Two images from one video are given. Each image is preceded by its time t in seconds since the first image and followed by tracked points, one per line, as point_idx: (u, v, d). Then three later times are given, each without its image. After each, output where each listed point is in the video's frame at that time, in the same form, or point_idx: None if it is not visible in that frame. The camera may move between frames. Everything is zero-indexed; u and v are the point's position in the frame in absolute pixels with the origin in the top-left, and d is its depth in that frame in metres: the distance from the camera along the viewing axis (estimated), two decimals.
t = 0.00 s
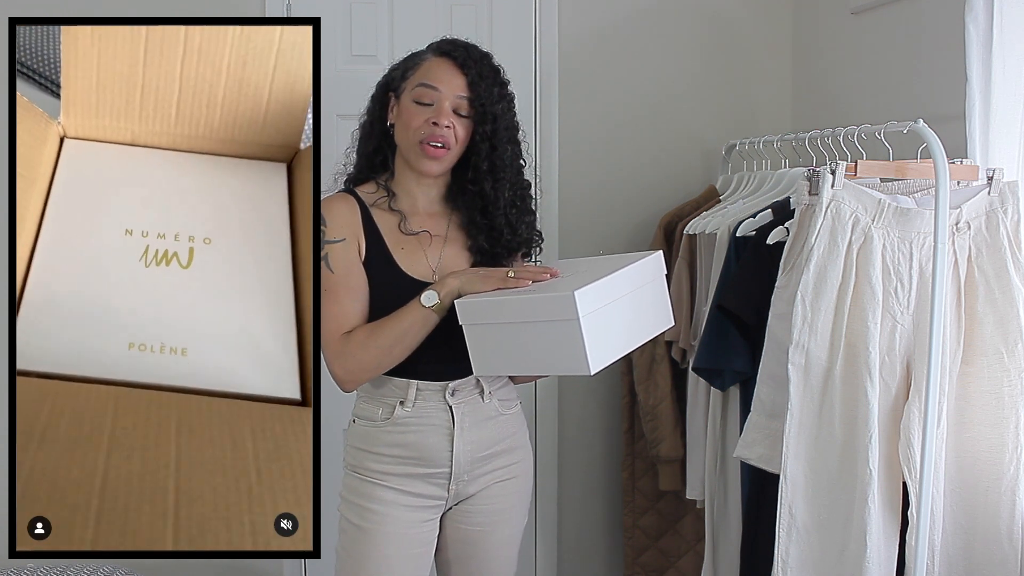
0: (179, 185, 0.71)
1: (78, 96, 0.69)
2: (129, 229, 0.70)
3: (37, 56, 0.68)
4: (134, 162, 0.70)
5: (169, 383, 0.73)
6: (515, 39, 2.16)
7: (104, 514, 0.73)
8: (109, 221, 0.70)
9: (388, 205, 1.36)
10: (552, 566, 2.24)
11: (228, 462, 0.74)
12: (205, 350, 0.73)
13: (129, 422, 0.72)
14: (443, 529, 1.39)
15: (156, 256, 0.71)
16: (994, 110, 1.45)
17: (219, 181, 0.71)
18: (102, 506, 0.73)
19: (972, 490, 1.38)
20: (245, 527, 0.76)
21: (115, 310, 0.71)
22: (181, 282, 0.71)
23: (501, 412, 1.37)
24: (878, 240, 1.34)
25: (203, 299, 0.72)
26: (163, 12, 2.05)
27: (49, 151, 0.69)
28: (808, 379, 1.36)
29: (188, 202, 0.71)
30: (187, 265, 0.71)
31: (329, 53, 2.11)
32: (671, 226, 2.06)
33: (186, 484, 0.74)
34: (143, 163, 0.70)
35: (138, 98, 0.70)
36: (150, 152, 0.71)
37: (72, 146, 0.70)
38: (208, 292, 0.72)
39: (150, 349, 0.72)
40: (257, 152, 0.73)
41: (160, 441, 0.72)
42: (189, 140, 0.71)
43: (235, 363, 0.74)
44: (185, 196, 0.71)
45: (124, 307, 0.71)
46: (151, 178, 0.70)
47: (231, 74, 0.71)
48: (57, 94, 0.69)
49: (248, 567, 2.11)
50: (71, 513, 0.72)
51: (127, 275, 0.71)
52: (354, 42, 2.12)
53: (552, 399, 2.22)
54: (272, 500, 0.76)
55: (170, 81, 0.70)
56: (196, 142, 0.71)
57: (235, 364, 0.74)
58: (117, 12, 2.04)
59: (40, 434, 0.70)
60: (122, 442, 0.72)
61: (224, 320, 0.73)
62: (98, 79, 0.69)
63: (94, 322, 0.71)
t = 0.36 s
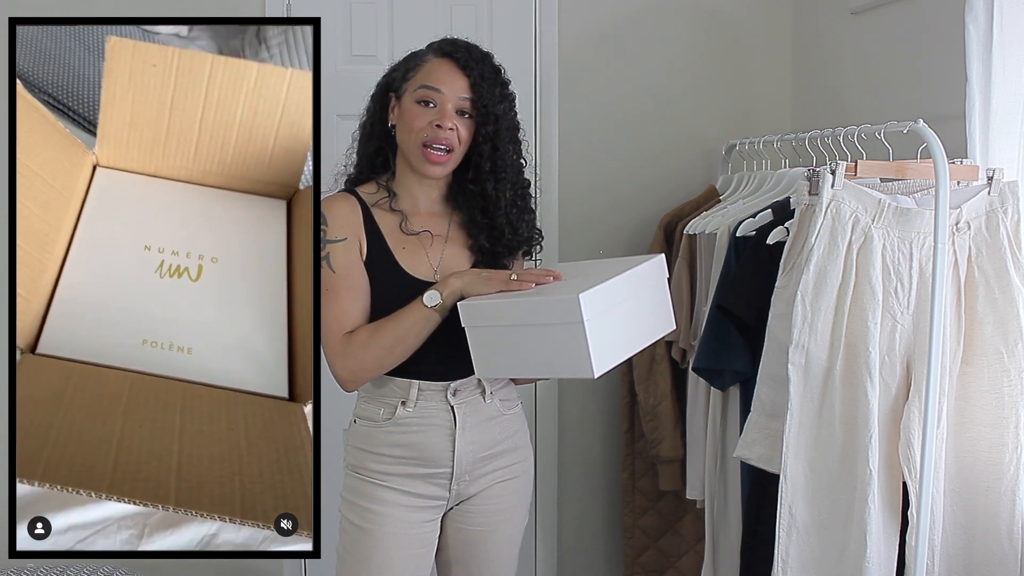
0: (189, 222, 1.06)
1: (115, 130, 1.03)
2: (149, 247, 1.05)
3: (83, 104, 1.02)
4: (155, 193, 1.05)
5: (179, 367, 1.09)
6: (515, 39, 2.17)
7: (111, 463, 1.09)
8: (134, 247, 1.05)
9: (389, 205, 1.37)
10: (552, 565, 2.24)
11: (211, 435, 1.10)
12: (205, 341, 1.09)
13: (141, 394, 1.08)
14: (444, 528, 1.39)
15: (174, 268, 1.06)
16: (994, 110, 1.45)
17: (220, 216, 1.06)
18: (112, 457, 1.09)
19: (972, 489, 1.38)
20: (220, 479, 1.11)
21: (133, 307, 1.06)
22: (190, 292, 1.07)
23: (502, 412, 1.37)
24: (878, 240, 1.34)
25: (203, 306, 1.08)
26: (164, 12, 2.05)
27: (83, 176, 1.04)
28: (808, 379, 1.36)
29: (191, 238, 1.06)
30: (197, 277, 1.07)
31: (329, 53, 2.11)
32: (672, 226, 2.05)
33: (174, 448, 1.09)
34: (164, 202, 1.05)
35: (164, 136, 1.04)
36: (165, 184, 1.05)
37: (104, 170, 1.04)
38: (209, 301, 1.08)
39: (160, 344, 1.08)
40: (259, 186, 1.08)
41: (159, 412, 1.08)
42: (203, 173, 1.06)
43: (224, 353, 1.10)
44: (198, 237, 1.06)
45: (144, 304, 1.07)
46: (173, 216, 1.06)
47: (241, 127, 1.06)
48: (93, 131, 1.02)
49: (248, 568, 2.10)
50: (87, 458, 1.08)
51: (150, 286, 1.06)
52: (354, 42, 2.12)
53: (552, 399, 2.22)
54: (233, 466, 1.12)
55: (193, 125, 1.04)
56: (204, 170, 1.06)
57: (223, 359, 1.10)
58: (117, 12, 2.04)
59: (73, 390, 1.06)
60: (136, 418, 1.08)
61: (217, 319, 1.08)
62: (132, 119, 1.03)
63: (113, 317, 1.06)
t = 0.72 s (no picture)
0: (197, 225, 1.05)
1: (133, 150, 1.02)
2: (160, 256, 1.04)
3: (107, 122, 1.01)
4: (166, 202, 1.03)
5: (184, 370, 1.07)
6: (515, 39, 2.17)
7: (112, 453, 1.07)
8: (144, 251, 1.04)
9: (390, 204, 1.36)
10: (551, 565, 2.24)
11: (212, 434, 1.08)
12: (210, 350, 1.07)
13: (148, 388, 1.06)
14: (443, 528, 1.39)
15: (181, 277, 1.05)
16: (994, 110, 1.45)
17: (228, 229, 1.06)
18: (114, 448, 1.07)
19: (972, 489, 1.38)
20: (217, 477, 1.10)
21: (140, 309, 1.05)
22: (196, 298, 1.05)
23: (501, 411, 1.37)
24: (878, 240, 1.34)
25: (209, 313, 1.06)
26: (164, 12, 2.05)
27: (104, 189, 1.02)
28: (808, 379, 1.36)
29: (201, 242, 1.05)
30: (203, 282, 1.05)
31: (329, 52, 2.12)
32: (671, 226, 2.05)
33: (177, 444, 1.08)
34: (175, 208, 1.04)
35: (181, 158, 1.03)
36: (179, 204, 1.04)
37: (122, 188, 1.02)
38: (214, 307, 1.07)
39: (167, 346, 1.06)
40: (270, 211, 1.07)
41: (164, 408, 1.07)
42: (217, 196, 1.05)
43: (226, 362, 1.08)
44: (208, 241, 1.05)
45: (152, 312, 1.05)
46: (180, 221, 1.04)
47: (254, 153, 1.06)
48: (113, 152, 1.01)
49: (248, 567, 2.10)
50: (88, 447, 1.06)
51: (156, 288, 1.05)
52: (355, 42, 2.12)
53: (552, 399, 2.22)
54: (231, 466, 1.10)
55: (208, 148, 1.04)
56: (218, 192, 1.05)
57: (228, 366, 1.08)
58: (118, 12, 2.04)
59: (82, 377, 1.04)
60: (144, 412, 1.06)
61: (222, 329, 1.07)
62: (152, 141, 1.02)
63: (120, 319, 1.04)
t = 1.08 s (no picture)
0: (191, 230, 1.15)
1: (133, 153, 1.13)
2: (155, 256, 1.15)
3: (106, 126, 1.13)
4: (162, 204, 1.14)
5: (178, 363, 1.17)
6: (515, 39, 2.17)
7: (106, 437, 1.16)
8: (141, 251, 1.15)
9: (388, 205, 1.36)
10: (551, 565, 2.24)
11: (201, 420, 1.19)
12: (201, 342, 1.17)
13: (139, 375, 1.16)
14: (444, 528, 1.39)
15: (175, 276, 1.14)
16: (995, 110, 1.45)
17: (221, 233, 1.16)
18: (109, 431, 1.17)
19: (972, 489, 1.38)
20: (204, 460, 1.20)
21: (135, 301, 1.15)
22: (187, 295, 1.15)
23: (502, 411, 1.37)
24: (878, 240, 1.34)
25: (201, 310, 1.16)
26: (164, 11, 2.05)
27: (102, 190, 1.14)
28: (808, 379, 1.36)
29: (194, 244, 1.15)
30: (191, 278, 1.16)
31: (329, 52, 2.11)
32: (671, 226, 2.05)
33: (169, 428, 1.18)
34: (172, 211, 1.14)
35: (177, 161, 1.14)
36: (175, 205, 1.14)
37: (121, 188, 1.14)
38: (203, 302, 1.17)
39: (156, 336, 1.15)
40: (261, 210, 1.18)
41: (155, 396, 1.17)
42: (211, 196, 1.16)
43: (219, 355, 1.18)
44: (202, 245, 1.15)
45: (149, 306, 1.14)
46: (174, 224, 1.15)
47: (246, 157, 1.17)
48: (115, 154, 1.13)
49: (248, 568, 2.10)
50: (84, 429, 1.16)
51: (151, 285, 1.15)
52: (354, 42, 2.12)
53: (552, 399, 2.22)
54: (217, 451, 1.21)
55: (202, 152, 1.15)
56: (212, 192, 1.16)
57: (218, 360, 1.18)
58: (118, 11, 2.04)
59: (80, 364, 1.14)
60: (137, 399, 1.16)
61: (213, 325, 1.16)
62: (150, 151, 1.14)
63: (117, 311, 1.14)
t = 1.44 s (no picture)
0: (169, 216, 1.07)
1: (114, 154, 1.06)
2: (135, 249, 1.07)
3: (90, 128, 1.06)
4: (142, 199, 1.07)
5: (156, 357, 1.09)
6: (514, 39, 2.17)
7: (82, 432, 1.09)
8: (118, 241, 1.06)
9: (388, 205, 1.36)
10: (551, 564, 2.24)
11: (178, 414, 1.11)
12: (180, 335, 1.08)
13: (118, 363, 1.08)
14: (444, 528, 1.39)
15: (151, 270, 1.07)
16: (995, 110, 1.45)
17: (197, 219, 1.08)
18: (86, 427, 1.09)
19: (972, 489, 1.38)
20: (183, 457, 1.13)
21: (109, 296, 1.07)
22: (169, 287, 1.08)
23: (501, 411, 1.37)
24: (878, 240, 1.34)
25: (179, 302, 1.08)
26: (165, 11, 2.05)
27: (88, 192, 1.06)
28: (808, 379, 1.36)
29: (170, 231, 1.07)
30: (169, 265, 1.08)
31: (329, 52, 2.11)
32: (671, 226, 2.05)
33: (145, 423, 1.10)
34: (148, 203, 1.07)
35: (157, 159, 1.07)
36: (151, 204, 1.07)
37: (104, 192, 1.06)
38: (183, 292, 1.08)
39: (140, 331, 1.08)
40: (245, 211, 1.11)
41: (128, 389, 1.09)
42: (193, 197, 1.08)
43: (198, 348, 1.09)
44: (178, 232, 1.07)
45: (125, 298, 1.07)
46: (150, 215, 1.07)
47: (225, 156, 1.10)
48: (97, 156, 1.06)
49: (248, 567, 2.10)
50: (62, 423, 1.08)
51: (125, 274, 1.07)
52: (354, 42, 2.12)
53: (552, 399, 2.22)
54: (202, 443, 1.13)
55: (182, 150, 1.08)
56: (192, 192, 1.08)
57: (197, 352, 1.09)
58: (118, 11, 2.04)
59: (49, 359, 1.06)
60: (111, 393, 1.09)
61: (194, 318, 1.09)
62: (130, 146, 1.06)
63: (95, 304, 1.06)
